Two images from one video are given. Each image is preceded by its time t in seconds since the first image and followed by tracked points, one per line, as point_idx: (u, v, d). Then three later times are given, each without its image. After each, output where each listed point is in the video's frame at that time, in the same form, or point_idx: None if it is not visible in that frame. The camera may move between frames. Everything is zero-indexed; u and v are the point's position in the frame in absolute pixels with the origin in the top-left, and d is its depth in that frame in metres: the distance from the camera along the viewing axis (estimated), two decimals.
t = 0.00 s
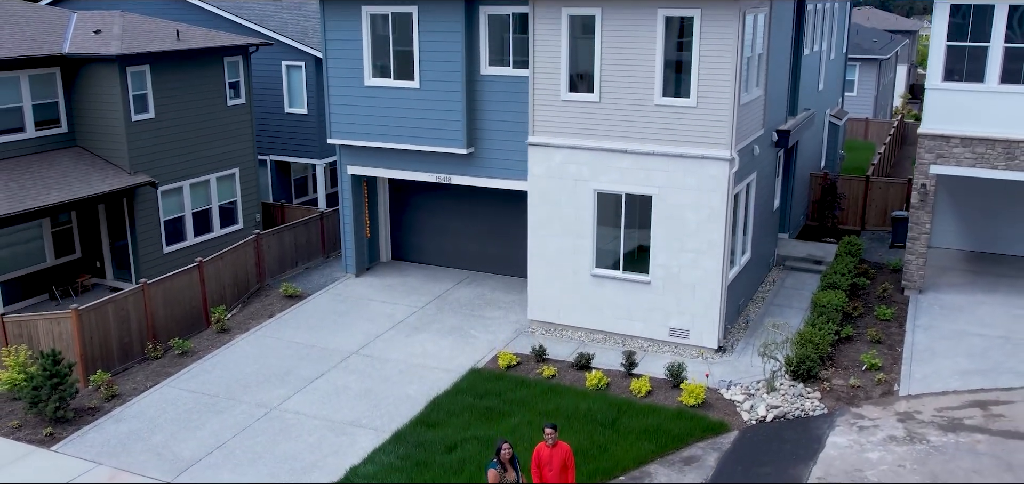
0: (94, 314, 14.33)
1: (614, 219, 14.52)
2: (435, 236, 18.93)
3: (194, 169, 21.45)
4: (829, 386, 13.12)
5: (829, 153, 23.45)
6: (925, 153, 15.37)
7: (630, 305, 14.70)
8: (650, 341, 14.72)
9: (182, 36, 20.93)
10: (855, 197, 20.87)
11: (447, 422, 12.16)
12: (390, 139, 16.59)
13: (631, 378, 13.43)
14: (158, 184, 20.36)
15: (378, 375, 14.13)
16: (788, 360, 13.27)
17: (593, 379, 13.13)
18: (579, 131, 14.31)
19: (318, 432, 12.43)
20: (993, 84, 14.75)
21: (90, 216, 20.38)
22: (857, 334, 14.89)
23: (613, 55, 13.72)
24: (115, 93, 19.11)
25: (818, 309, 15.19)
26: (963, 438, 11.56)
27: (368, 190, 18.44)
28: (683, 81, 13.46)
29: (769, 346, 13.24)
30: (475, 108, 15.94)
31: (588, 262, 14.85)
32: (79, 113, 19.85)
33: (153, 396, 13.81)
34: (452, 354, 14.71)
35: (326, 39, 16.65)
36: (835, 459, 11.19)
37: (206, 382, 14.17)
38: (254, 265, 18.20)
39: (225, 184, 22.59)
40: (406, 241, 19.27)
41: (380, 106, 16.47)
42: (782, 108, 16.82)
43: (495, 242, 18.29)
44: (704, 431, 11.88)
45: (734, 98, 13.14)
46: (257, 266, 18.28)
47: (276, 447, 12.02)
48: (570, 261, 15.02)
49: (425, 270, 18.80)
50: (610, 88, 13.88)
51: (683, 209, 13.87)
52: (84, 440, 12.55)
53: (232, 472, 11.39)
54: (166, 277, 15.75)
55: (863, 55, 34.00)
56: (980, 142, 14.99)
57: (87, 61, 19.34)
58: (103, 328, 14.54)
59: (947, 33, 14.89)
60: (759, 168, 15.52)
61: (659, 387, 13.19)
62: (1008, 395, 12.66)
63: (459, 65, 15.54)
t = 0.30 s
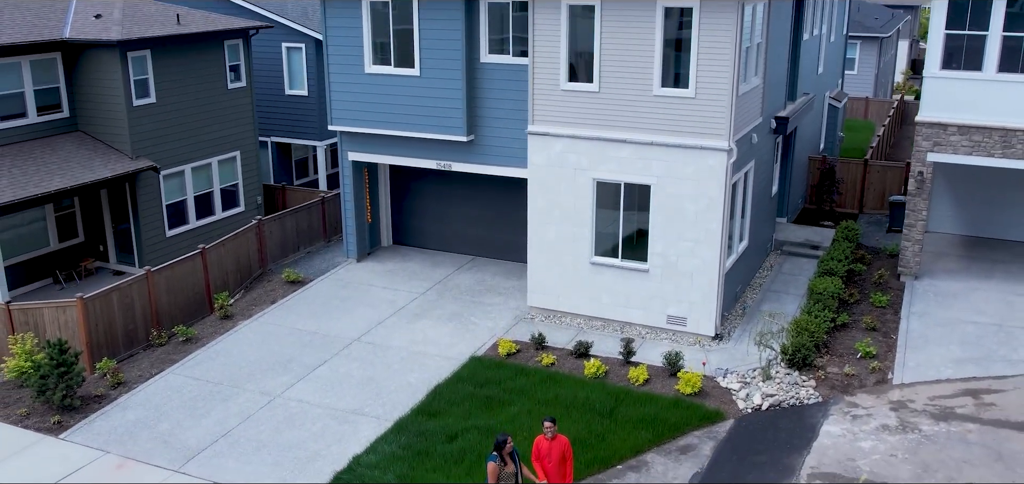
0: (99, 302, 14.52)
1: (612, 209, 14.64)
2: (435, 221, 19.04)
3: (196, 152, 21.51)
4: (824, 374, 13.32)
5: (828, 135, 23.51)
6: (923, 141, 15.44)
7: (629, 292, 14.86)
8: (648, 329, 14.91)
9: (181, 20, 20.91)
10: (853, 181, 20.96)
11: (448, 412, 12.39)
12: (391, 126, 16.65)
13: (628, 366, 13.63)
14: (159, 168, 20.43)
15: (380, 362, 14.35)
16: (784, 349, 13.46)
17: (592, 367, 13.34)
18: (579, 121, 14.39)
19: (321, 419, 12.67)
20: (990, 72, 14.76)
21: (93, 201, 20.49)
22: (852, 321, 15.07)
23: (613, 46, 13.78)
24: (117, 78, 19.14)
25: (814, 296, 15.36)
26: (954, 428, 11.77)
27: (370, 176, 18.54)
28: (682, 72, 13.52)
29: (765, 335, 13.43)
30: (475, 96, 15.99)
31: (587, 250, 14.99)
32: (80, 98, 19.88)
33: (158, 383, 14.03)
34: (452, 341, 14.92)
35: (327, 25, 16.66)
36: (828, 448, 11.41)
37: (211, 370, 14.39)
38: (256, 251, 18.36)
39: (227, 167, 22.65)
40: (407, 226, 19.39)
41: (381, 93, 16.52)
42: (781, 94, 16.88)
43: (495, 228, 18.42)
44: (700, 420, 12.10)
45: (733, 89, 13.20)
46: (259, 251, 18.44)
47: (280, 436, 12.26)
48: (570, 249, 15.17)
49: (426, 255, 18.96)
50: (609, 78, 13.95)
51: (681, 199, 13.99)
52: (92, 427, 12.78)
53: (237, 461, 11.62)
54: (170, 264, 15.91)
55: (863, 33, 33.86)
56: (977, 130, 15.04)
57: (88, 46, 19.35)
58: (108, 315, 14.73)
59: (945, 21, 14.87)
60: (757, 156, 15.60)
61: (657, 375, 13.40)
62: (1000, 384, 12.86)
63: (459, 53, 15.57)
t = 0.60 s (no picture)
0: (103, 291, 14.67)
1: (611, 198, 14.74)
2: (435, 208, 19.15)
3: (197, 137, 21.56)
4: (820, 363, 13.49)
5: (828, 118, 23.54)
6: (920, 129, 15.50)
7: (628, 281, 14.99)
8: (646, 317, 15.07)
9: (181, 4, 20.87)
10: (851, 165, 21.02)
11: (448, 402, 12.58)
12: (391, 114, 16.70)
13: (627, 355, 13.82)
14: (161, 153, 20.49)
15: (382, 350, 14.54)
16: (780, 338, 13.63)
17: (590, 357, 13.51)
18: (578, 111, 14.46)
19: (323, 408, 12.88)
20: (989, 62, 14.77)
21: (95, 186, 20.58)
22: (848, 310, 15.22)
23: (612, 37, 13.83)
24: (118, 64, 19.16)
25: (810, 284, 15.50)
26: (946, 418, 11.97)
27: (370, 162, 18.62)
28: (680, 63, 13.56)
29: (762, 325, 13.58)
30: (475, 84, 16.02)
31: (585, 239, 15.11)
32: (81, 83, 19.90)
33: (163, 371, 14.23)
34: (453, 329, 15.10)
35: (326, 13, 16.64)
36: (822, 438, 11.61)
37: (215, 358, 14.58)
38: (258, 238, 18.48)
39: (228, 151, 22.69)
40: (407, 212, 19.50)
41: (381, 81, 16.55)
42: (780, 82, 16.90)
43: (494, 214, 18.52)
44: (696, 410, 12.29)
45: (731, 81, 13.25)
46: (261, 237, 18.56)
47: (284, 425, 12.47)
48: (569, 238, 15.28)
49: (427, 241, 19.08)
50: (609, 69, 14.01)
51: (679, 190, 14.07)
52: (98, 416, 12.99)
53: (242, 451, 11.83)
54: (173, 253, 16.05)
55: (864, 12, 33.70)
56: (975, 119, 15.08)
57: (89, 32, 19.34)
58: (112, 304, 14.89)
59: (945, 10, 14.83)
60: (755, 145, 15.66)
61: (654, 365, 13.58)
62: (992, 373, 13.05)
63: (458, 42, 15.58)
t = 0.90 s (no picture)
0: (108, 279, 14.84)
1: (611, 187, 14.84)
2: (435, 193, 19.26)
3: (198, 121, 21.59)
4: (815, 351, 13.68)
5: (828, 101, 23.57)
6: (918, 118, 15.56)
7: (627, 269, 15.15)
8: (645, 304, 15.25)
9: None
10: (850, 149, 21.09)
11: (449, 391, 12.80)
12: (391, 101, 16.75)
13: (625, 344, 14.01)
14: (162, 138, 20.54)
15: (384, 338, 14.74)
16: (776, 327, 13.81)
17: (589, 346, 13.71)
18: (578, 100, 14.53)
19: (326, 397, 13.10)
20: (986, 51, 14.79)
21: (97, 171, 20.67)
22: (845, 297, 15.39)
23: (612, 28, 13.88)
24: (120, 50, 19.17)
25: (807, 272, 15.65)
26: (938, 407, 12.18)
27: (371, 148, 18.70)
28: (679, 54, 13.62)
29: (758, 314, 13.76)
30: (475, 72, 16.06)
31: (584, 228, 15.24)
32: (83, 69, 19.92)
33: (167, 359, 14.44)
34: (454, 316, 15.29)
35: None
36: (816, 427, 11.83)
37: (219, 346, 14.78)
38: (260, 224, 18.61)
39: (229, 135, 22.74)
40: (407, 197, 19.61)
41: (382, 68, 16.59)
42: (780, 69, 16.94)
43: (494, 200, 18.65)
44: (693, 399, 12.50)
45: (729, 72, 13.31)
46: (263, 223, 18.70)
47: (288, 414, 12.70)
48: (569, 226, 15.41)
49: (427, 226, 19.22)
50: (608, 59, 14.07)
51: (677, 180, 14.18)
52: (105, 405, 13.22)
53: (247, 440, 12.06)
54: (176, 240, 16.19)
55: None
56: (972, 108, 15.14)
57: (90, 17, 19.33)
58: (116, 292, 15.06)
59: None
60: (754, 133, 15.75)
61: (652, 353, 13.78)
62: (985, 362, 13.25)
63: (458, 31, 15.61)
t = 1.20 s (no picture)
0: (113, 266, 15.01)
1: (610, 175, 14.95)
2: (436, 177, 19.36)
3: (199, 104, 21.63)
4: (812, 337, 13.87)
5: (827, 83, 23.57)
6: (916, 104, 15.62)
7: (626, 256, 15.29)
8: (644, 290, 15.42)
9: None
10: (849, 131, 21.14)
11: (450, 377, 13.01)
12: (392, 86, 16.78)
13: (624, 330, 14.21)
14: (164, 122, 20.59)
15: (386, 324, 14.93)
16: (773, 313, 13.99)
17: (588, 332, 13.90)
18: (578, 88, 14.59)
19: (330, 383, 13.31)
20: (985, 38, 14.81)
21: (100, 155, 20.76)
22: (841, 282, 15.56)
23: (612, 16, 13.92)
24: (121, 34, 19.18)
25: (805, 257, 15.81)
26: (932, 394, 12.39)
27: (372, 132, 18.78)
28: (679, 43, 13.67)
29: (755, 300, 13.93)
30: (475, 58, 16.10)
31: (584, 214, 15.36)
32: (85, 53, 19.94)
33: (173, 345, 14.64)
34: (455, 302, 15.47)
35: None
36: (812, 414, 12.04)
37: (224, 331, 14.98)
38: (262, 208, 18.74)
39: (230, 117, 22.78)
40: (408, 181, 19.72)
41: (382, 54, 16.61)
42: (780, 54, 16.96)
43: (494, 185, 18.76)
44: (691, 386, 12.71)
45: (729, 61, 13.36)
46: (265, 208, 18.82)
47: (292, 400, 12.92)
48: (569, 213, 15.54)
49: (428, 210, 19.34)
50: (608, 47, 14.12)
51: (677, 167, 14.27)
52: (112, 390, 13.44)
53: (252, 426, 12.29)
54: (180, 226, 16.34)
55: None
56: (971, 95, 15.18)
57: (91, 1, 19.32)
58: (121, 278, 15.24)
59: None
60: (753, 119, 15.83)
61: (650, 339, 13.98)
62: (979, 348, 13.43)
63: (459, 17, 15.63)
